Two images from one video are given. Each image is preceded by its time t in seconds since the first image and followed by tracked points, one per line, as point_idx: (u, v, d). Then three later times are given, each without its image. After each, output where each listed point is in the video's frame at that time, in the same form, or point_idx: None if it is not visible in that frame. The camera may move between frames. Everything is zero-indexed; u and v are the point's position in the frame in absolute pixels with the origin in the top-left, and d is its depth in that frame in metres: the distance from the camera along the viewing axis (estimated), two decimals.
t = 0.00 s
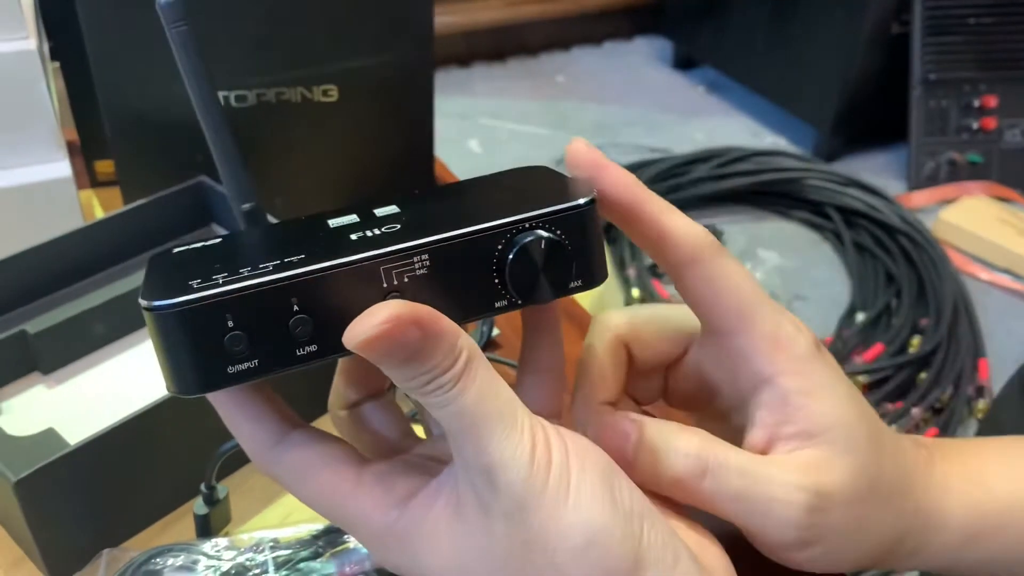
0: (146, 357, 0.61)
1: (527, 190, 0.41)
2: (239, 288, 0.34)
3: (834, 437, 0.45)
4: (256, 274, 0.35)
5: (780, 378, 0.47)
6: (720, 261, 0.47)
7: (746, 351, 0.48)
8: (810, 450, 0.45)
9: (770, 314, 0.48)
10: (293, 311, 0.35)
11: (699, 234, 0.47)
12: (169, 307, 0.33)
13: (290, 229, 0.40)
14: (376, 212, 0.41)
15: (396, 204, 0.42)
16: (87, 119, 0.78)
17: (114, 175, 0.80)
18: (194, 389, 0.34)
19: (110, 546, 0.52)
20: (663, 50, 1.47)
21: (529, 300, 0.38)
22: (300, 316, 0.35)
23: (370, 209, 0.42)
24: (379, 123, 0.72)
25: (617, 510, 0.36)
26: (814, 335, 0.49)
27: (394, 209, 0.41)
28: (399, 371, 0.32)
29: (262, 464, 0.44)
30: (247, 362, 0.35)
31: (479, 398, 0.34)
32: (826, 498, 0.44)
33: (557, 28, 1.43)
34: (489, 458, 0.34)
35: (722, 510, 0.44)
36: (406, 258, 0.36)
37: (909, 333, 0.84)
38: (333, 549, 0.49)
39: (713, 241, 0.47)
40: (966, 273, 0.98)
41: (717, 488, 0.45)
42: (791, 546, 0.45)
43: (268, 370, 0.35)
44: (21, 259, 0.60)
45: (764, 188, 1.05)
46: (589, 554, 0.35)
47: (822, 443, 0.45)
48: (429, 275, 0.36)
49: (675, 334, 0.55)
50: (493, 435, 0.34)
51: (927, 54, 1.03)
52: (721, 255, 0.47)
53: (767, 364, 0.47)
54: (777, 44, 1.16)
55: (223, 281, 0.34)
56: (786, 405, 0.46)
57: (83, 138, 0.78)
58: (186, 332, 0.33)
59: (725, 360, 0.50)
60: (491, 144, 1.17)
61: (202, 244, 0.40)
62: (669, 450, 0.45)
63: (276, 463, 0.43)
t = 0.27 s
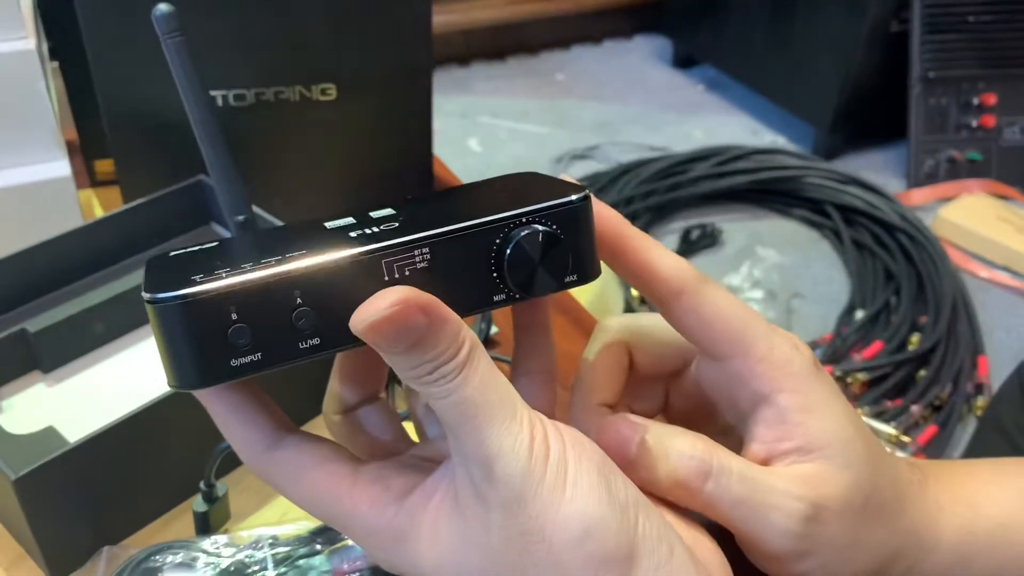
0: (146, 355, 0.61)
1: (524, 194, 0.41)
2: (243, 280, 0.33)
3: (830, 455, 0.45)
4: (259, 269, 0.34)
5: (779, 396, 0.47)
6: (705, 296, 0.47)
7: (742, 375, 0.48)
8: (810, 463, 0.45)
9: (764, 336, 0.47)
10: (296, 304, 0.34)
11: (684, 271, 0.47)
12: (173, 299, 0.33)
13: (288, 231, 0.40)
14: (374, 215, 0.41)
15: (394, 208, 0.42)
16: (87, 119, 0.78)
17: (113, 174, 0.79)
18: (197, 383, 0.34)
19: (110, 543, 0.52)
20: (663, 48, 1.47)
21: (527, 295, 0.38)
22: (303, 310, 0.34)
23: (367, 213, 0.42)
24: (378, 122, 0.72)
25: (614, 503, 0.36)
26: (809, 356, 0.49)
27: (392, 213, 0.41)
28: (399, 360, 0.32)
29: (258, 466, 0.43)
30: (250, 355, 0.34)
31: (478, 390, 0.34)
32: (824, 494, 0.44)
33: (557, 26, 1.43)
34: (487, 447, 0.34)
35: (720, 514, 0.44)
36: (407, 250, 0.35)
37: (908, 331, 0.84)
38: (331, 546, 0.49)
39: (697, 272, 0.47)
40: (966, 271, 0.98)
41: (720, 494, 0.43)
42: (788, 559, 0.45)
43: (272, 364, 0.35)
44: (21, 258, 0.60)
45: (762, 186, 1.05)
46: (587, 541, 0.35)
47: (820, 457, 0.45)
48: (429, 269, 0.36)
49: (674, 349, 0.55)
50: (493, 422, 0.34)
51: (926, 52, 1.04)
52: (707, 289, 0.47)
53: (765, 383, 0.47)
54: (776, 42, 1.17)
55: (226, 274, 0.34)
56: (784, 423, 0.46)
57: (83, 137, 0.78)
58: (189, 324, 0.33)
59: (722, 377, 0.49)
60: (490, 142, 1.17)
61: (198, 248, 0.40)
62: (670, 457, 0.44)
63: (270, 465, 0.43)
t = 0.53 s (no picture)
0: (161, 352, 0.61)
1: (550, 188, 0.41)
2: (282, 261, 0.34)
3: (850, 450, 0.45)
4: (296, 251, 0.35)
5: (795, 394, 0.47)
6: (719, 297, 0.48)
7: (757, 374, 0.48)
8: (830, 459, 0.46)
9: (779, 336, 0.48)
10: (331, 288, 0.35)
11: (698, 274, 0.48)
12: (213, 277, 0.33)
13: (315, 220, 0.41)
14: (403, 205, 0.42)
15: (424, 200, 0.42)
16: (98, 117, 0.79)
17: (127, 172, 0.81)
18: (229, 362, 0.34)
19: (130, 538, 0.52)
20: (665, 47, 1.47)
21: (553, 290, 0.38)
22: (338, 294, 0.35)
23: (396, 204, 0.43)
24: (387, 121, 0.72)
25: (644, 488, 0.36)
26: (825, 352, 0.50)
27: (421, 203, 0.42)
28: (426, 348, 0.33)
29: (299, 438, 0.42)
30: (284, 337, 0.34)
31: (504, 377, 0.34)
32: (842, 488, 0.45)
33: (560, 25, 1.44)
34: (519, 433, 0.35)
35: (741, 510, 0.44)
36: (440, 241, 0.36)
37: (911, 329, 0.85)
38: (352, 540, 0.50)
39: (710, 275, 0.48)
40: (969, 268, 0.98)
41: (743, 492, 0.43)
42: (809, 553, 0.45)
43: (304, 347, 0.35)
44: (37, 256, 0.60)
45: (766, 184, 1.06)
46: (622, 528, 0.36)
47: (841, 454, 0.46)
48: (461, 262, 0.36)
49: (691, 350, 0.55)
50: (521, 407, 0.34)
51: (928, 50, 1.04)
52: (720, 291, 0.48)
53: (782, 381, 0.48)
54: (779, 41, 1.17)
55: (264, 254, 0.34)
56: (803, 420, 0.47)
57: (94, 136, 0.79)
58: (227, 304, 0.33)
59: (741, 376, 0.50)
60: (496, 141, 1.18)
61: (232, 230, 0.41)
62: (692, 452, 0.44)
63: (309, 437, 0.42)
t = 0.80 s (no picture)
0: (172, 347, 0.62)
1: (577, 182, 0.43)
2: (328, 255, 0.34)
3: (857, 441, 0.46)
4: (339, 242, 0.35)
5: (800, 385, 0.48)
6: (725, 286, 0.49)
7: (761, 363, 0.49)
8: (837, 450, 0.46)
9: (787, 328, 0.49)
10: (375, 279, 0.35)
11: (707, 262, 0.50)
12: (259, 268, 0.33)
13: (338, 202, 0.42)
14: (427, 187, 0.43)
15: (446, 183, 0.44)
16: (106, 115, 0.79)
17: (136, 170, 0.82)
18: (271, 350, 0.35)
19: (143, 532, 0.53)
20: (666, 46, 1.48)
21: (580, 283, 0.39)
22: (380, 284, 0.35)
23: (421, 185, 0.44)
24: (393, 119, 0.72)
25: (669, 488, 0.37)
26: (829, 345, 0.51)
27: (446, 188, 0.44)
28: (447, 322, 0.34)
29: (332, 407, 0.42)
30: (327, 325, 0.35)
31: (535, 370, 0.34)
32: (852, 481, 0.45)
33: (561, 24, 1.44)
34: (547, 427, 0.35)
35: (753, 501, 0.44)
36: (481, 236, 0.37)
37: (913, 327, 0.85)
38: (364, 534, 0.50)
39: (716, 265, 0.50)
40: (970, 267, 0.99)
41: (754, 484, 0.44)
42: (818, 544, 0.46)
43: (345, 335, 0.36)
44: (49, 252, 0.61)
45: (768, 183, 1.06)
46: (647, 529, 0.36)
47: (848, 444, 0.46)
48: (499, 254, 0.38)
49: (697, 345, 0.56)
50: (551, 403, 0.34)
51: (929, 49, 1.05)
52: (726, 282, 0.49)
53: (786, 372, 0.48)
54: (781, 41, 1.18)
55: (310, 246, 0.35)
56: (809, 411, 0.47)
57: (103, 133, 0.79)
58: (273, 295, 0.34)
59: (749, 368, 0.51)
60: (499, 139, 1.18)
61: (257, 206, 0.42)
62: (702, 444, 0.44)
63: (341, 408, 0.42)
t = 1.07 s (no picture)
0: (174, 349, 0.62)
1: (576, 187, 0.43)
2: (337, 273, 0.34)
3: (857, 437, 0.46)
4: (347, 259, 0.35)
5: (800, 381, 0.48)
6: (723, 286, 0.50)
7: (762, 361, 0.50)
8: (836, 446, 0.46)
9: (786, 331, 0.49)
10: (382, 295, 0.36)
11: (704, 263, 0.51)
12: (268, 286, 0.34)
13: (339, 204, 0.42)
14: (429, 192, 0.44)
15: (448, 185, 0.44)
16: (107, 117, 0.79)
17: (137, 172, 0.82)
18: (279, 363, 0.35)
19: (145, 533, 0.53)
20: (666, 46, 1.48)
21: (579, 294, 0.39)
22: (388, 300, 0.36)
23: (422, 187, 0.44)
24: (393, 120, 0.73)
25: (674, 505, 0.37)
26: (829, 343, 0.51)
27: (447, 191, 0.44)
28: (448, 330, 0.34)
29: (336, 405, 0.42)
30: (335, 340, 0.35)
31: (530, 393, 0.33)
32: (854, 475, 0.45)
33: (562, 25, 1.44)
34: (545, 458, 0.34)
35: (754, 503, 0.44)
36: (485, 250, 0.37)
37: (914, 327, 0.85)
38: (366, 535, 0.50)
39: (715, 266, 0.50)
40: (970, 268, 0.99)
41: (757, 480, 0.43)
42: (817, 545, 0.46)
43: (353, 348, 0.36)
44: (52, 254, 0.61)
45: (768, 184, 1.06)
46: (654, 545, 0.37)
47: (847, 440, 0.46)
48: (502, 267, 0.38)
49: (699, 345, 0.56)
50: (549, 436, 0.34)
51: (930, 50, 1.05)
52: (724, 280, 0.50)
53: (787, 368, 0.49)
54: (781, 42, 1.18)
55: (318, 261, 0.35)
56: (809, 408, 0.48)
57: (103, 135, 0.79)
58: (282, 312, 0.34)
59: (749, 367, 0.51)
60: (500, 140, 1.18)
61: (258, 210, 0.42)
62: (700, 446, 0.44)
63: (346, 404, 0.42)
